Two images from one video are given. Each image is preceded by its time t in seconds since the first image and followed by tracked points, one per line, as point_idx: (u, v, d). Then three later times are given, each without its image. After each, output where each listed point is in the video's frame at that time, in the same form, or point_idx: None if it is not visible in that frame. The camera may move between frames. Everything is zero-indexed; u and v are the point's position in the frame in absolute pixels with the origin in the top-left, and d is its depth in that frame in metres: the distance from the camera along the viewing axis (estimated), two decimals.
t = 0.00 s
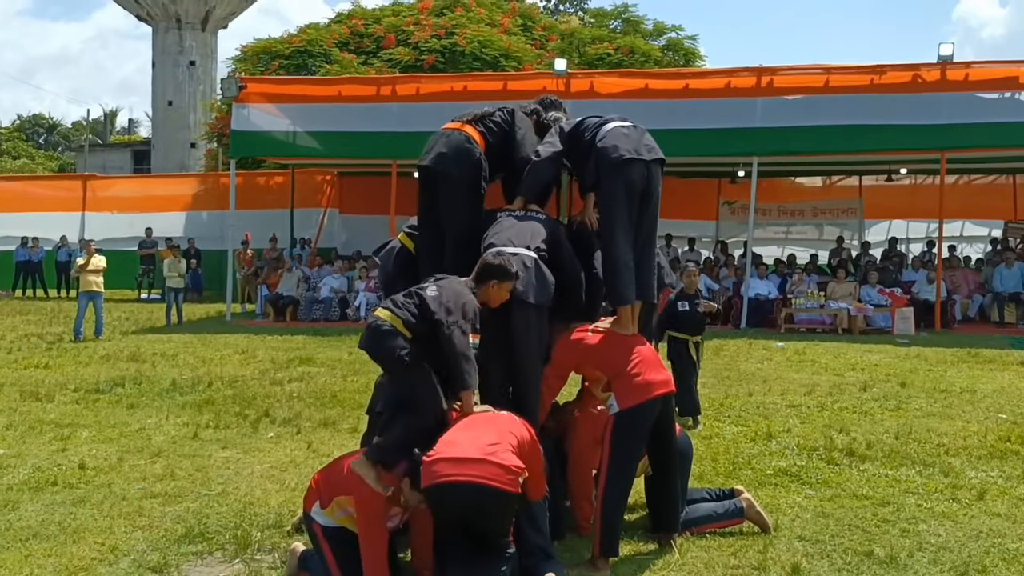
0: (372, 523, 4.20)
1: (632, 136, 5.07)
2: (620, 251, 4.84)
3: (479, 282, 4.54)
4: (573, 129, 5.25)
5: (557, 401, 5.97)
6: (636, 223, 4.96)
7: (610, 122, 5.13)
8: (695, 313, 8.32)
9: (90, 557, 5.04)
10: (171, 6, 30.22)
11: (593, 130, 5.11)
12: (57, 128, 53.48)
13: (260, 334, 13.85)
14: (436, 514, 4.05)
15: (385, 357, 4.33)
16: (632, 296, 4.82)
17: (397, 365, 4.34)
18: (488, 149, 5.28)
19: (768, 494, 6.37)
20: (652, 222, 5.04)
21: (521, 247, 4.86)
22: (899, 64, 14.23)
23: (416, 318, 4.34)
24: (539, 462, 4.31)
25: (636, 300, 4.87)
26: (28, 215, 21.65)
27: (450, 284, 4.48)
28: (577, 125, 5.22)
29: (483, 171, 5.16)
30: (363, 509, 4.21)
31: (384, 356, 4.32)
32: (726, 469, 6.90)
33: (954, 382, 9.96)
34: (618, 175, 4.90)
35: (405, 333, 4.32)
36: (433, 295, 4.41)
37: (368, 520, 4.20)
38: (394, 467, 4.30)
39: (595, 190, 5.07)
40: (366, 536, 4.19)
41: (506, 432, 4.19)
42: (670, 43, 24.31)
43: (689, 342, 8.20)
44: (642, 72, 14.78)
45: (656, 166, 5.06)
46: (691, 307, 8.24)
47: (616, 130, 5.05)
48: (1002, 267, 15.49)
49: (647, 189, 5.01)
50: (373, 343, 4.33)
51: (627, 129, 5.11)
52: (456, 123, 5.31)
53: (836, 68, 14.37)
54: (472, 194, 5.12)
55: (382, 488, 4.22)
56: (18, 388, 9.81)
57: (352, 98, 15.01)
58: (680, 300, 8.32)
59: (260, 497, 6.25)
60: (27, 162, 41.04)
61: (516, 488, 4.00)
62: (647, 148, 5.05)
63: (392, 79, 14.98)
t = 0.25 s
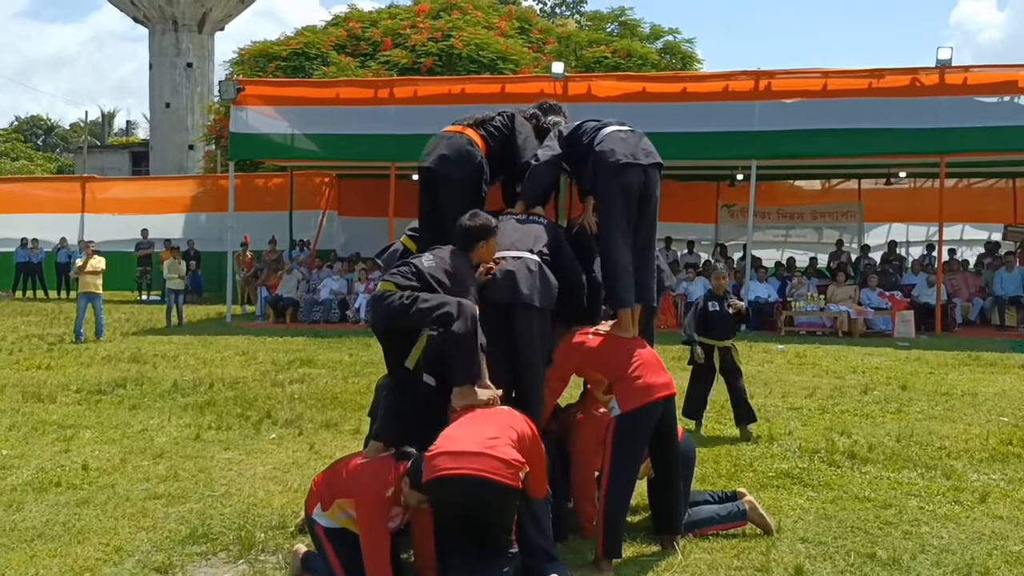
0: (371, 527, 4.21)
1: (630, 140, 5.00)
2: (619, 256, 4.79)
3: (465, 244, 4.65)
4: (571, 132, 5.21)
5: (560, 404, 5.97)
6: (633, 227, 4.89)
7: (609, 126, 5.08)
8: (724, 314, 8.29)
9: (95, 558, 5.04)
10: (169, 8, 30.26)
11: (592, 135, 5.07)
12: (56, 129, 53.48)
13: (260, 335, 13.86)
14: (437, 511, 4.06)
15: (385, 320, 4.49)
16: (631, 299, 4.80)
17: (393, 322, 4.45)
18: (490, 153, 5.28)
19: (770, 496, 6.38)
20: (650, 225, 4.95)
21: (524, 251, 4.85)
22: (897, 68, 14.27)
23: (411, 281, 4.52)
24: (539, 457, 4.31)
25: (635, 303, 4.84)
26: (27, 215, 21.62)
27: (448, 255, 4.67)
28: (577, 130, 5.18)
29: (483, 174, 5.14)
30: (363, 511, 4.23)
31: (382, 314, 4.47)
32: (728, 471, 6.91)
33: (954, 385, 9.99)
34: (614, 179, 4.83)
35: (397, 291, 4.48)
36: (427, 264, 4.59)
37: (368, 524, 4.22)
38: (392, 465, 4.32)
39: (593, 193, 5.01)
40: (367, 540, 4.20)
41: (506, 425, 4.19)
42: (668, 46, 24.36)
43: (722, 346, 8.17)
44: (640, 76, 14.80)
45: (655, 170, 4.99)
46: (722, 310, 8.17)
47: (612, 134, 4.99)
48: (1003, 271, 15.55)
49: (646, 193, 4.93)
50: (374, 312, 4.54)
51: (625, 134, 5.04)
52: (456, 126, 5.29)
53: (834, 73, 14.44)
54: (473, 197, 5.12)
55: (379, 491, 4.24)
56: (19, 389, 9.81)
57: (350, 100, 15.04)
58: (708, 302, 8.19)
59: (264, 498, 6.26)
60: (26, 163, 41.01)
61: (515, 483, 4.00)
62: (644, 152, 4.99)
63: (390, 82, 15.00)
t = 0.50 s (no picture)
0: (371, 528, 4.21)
1: (626, 142, 4.99)
2: (616, 258, 4.79)
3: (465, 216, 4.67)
4: (569, 133, 5.21)
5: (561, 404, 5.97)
6: (632, 228, 4.88)
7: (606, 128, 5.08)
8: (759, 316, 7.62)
9: (95, 560, 5.06)
10: (168, 8, 30.28)
11: (590, 136, 5.07)
12: (54, 130, 53.48)
13: (260, 337, 13.87)
14: (436, 512, 4.06)
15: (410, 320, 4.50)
16: (631, 300, 4.81)
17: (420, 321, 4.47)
18: (490, 155, 5.29)
19: (770, 497, 6.39)
20: (651, 225, 4.93)
21: (522, 253, 4.87)
22: (896, 70, 14.31)
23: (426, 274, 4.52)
24: (539, 457, 4.31)
25: (635, 304, 4.84)
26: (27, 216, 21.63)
27: (456, 233, 4.66)
28: (576, 132, 5.18)
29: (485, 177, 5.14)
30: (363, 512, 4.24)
31: (410, 314, 4.47)
32: (728, 472, 6.92)
33: (954, 386, 10.00)
34: (612, 181, 4.83)
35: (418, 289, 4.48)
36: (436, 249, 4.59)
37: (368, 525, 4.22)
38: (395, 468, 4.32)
39: (592, 195, 5.02)
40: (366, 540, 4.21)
41: (507, 426, 4.20)
42: (668, 48, 24.38)
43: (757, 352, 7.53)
44: (639, 77, 14.82)
45: (652, 171, 4.98)
46: (752, 314, 7.54)
47: (609, 135, 4.99)
48: (1002, 272, 15.55)
49: (644, 194, 4.92)
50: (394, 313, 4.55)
51: (622, 135, 5.03)
52: (456, 129, 5.29)
53: (834, 74, 14.52)
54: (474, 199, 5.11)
55: (380, 492, 4.24)
56: (19, 391, 9.82)
57: (350, 102, 15.05)
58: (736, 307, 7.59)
59: (264, 499, 6.27)
60: (26, 164, 41.02)
61: (515, 483, 4.01)
62: (641, 153, 4.98)
63: (390, 83, 15.02)
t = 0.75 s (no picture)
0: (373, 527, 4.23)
1: (625, 142, 4.99)
2: (615, 259, 4.79)
3: (485, 193, 4.59)
4: (569, 134, 5.22)
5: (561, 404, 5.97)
6: (631, 230, 4.88)
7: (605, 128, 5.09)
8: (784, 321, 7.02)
9: (94, 560, 5.06)
10: (168, 8, 30.29)
11: (589, 137, 5.08)
12: (54, 130, 53.49)
13: (260, 337, 13.89)
14: (437, 513, 4.06)
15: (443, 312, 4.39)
16: (630, 301, 4.81)
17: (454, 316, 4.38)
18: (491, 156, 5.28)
19: (769, 497, 6.40)
20: (650, 226, 4.93)
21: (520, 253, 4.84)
22: (896, 71, 14.32)
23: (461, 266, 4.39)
24: (541, 458, 4.31)
25: (634, 304, 4.84)
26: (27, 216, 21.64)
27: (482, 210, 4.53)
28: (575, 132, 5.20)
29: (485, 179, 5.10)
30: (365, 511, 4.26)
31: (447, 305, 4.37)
32: (728, 472, 6.93)
33: (953, 386, 10.00)
34: (611, 182, 4.83)
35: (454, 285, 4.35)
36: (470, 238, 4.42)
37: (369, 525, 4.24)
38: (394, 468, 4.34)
39: (591, 196, 5.01)
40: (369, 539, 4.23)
41: (509, 428, 4.22)
42: (668, 48, 24.39)
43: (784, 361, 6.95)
44: (639, 77, 14.82)
45: (651, 172, 4.98)
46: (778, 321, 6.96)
47: (608, 136, 4.99)
48: (1001, 272, 15.55)
49: (643, 195, 4.91)
50: (427, 303, 4.41)
51: (621, 135, 5.02)
52: (457, 129, 5.26)
53: (833, 76, 14.53)
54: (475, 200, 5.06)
55: (382, 492, 4.26)
56: (18, 391, 9.83)
57: (350, 102, 15.06)
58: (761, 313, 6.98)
59: (264, 499, 6.28)
60: (26, 165, 41.03)
61: (516, 485, 4.02)
62: (640, 154, 4.97)
63: (390, 83, 15.03)
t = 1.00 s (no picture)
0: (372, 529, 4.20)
1: (624, 142, 4.99)
2: (615, 259, 4.80)
3: (509, 165, 4.70)
4: (569, 134, 5.22)
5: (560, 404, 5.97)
6: (630, 230, 4.88)
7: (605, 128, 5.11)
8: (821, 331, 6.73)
9: (93, 561, 5.07)
10: (168, 8, 30.29)
11: (589, 136, 5.09)
12: (54, 130, 53.49)
13: (260, 337, 13.90)
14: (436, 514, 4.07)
15: (464, 278, 4.35)
16: (630, 301, 4.81)
17: (476, 285, 4.35)
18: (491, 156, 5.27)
19: (768, 496, 6.40)
20: (650, 225, 4.93)
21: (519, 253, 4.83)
22: (896, 71, 14.33)
23: (491, 231, 4.41)
24: (540, 459, 4.30)
25: (634, 304, 4.84)
26: (27, 216, 21.66)
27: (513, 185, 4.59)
28: (575, 131, 5.21)
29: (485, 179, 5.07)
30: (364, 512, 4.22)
31: (467, 272, 4.35)
32: (727, 472, 6.93)
33: (952, 386, 10.01)
34: (610, 180, 4.84)
35: (482, 249, 4.38)
36: (502, 204, 4.48)
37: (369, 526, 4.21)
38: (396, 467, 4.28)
39: (591, 197, 5.01)
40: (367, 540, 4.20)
41: (507, 429, 4.22)
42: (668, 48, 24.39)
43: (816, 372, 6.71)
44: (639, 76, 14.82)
45: (650, 172, 4.98)
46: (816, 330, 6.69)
47: (606, 137, 4.99)
48: (1000, 271, 15.57)
49: (642, 195, 4.91)
50: (450, 265, 4.38)
51: (620, 136, 5.03)
52: (458, 130, 5.25)
53: (833, 76, 14.54)
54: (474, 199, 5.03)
55: (383, 492, 4.20)
56: (18, 392, 9.83)
57: (351, 102, 15.07)
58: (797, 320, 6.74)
59: (263, 500, 6.29)
60: (26, 165, 41.02)
61: (515, 486, 4.03)
62: (638, 154, 4.97)
63: (390, 83, 15.04)
